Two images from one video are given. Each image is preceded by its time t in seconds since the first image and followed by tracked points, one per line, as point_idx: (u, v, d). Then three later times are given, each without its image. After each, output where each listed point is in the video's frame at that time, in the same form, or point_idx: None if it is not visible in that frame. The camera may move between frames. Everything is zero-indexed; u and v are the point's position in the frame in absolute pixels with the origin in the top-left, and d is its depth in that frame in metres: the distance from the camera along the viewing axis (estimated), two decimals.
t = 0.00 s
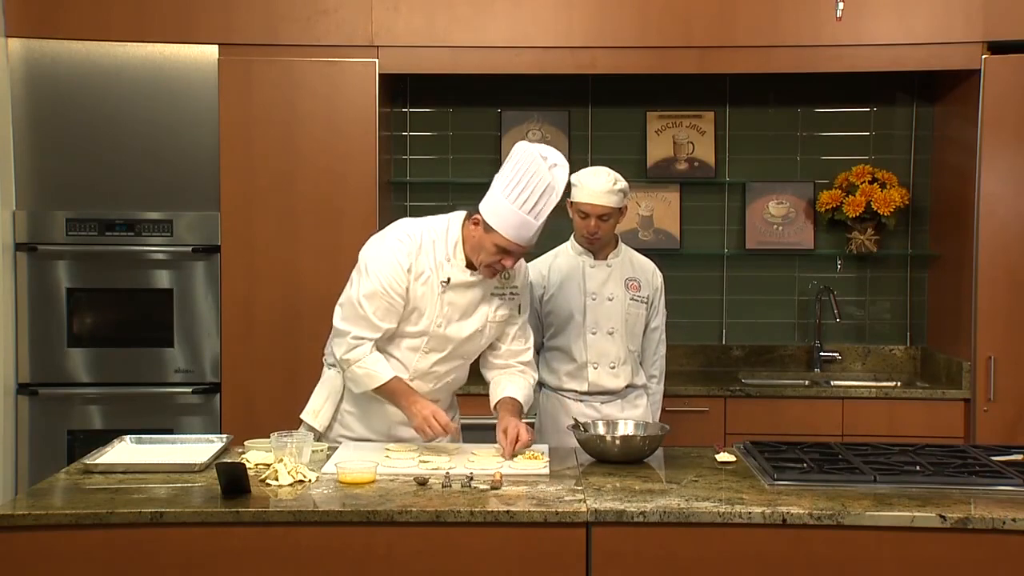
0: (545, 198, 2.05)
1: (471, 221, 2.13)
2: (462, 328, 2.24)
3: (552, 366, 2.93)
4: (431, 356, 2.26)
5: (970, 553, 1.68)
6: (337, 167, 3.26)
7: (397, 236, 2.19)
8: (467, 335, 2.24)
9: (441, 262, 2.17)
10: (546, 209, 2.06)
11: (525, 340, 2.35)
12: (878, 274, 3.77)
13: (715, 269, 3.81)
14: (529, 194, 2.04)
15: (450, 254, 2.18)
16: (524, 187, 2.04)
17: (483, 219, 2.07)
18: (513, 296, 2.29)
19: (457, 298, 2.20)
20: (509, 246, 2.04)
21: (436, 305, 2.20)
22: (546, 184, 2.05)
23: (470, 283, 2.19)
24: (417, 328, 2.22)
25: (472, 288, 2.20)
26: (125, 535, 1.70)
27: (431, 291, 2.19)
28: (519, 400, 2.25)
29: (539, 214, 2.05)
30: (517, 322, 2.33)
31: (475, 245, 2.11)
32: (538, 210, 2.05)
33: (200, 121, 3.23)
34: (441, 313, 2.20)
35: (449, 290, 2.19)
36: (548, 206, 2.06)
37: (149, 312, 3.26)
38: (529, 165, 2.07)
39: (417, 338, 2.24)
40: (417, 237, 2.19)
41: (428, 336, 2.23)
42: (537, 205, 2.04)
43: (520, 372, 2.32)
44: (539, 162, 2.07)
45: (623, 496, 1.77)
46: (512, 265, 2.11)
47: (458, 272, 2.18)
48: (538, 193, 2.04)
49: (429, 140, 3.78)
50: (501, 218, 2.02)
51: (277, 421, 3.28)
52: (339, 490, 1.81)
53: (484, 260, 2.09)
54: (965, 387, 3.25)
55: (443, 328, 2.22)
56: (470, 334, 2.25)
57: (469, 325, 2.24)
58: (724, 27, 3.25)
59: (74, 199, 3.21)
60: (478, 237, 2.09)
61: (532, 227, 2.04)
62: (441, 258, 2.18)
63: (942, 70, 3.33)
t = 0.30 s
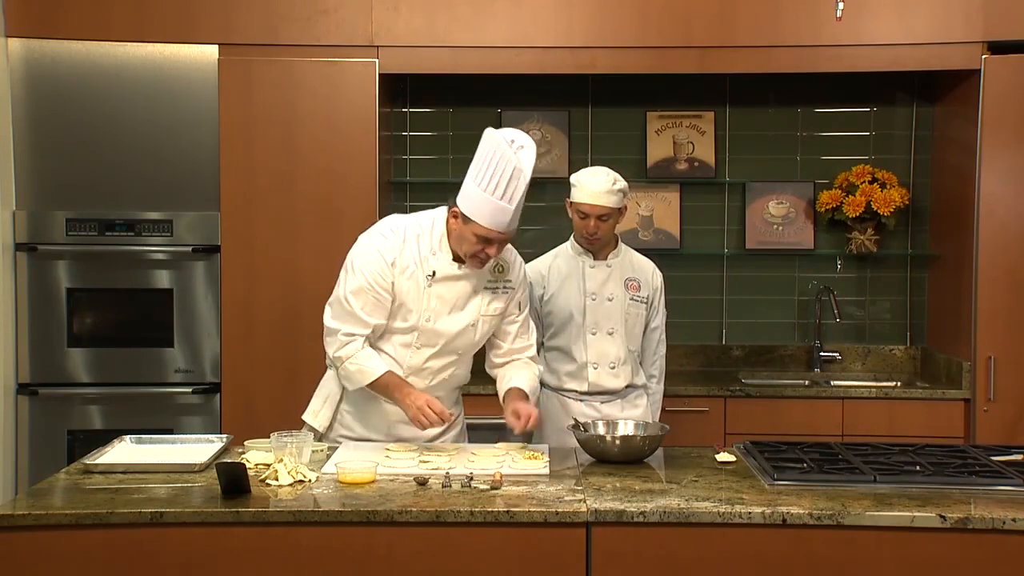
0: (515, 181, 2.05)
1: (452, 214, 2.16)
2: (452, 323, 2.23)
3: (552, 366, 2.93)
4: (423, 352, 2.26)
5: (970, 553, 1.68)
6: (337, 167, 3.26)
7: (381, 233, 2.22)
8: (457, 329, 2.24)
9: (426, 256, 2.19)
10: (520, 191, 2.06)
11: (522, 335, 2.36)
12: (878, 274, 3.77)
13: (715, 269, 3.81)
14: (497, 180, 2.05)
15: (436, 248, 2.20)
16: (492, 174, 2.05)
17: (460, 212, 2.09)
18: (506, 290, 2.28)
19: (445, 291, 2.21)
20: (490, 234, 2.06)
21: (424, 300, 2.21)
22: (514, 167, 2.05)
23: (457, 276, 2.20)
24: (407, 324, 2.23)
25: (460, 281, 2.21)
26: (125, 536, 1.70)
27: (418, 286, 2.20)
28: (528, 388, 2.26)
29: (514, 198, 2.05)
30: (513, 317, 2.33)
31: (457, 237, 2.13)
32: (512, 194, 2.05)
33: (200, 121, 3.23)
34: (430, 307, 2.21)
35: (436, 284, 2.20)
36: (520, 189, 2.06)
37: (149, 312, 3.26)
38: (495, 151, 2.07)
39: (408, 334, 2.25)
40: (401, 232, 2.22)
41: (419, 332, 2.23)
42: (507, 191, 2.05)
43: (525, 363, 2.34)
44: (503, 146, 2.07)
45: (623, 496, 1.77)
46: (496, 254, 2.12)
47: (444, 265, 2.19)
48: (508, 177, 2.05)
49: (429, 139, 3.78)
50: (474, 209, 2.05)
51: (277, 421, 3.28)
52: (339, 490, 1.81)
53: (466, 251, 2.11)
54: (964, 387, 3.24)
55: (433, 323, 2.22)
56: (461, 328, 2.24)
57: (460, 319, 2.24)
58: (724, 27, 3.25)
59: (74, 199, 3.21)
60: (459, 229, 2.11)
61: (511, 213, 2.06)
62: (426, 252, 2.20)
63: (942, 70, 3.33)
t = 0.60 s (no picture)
0: (486, 160, 2.09)
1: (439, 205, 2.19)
2: (449, 316, 2.23)
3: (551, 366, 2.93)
4: (422, 346, 2.25)
5: (970, 553, 1.68)
6: (337, 167, 3.26)
7: (375, 230, 2.25)
8: (454, 321, 2.24)
9: (419, 250, 2.21)
10: (489, 168, 2.07)
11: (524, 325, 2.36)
12: (878, 274, 3.77)
13: (714, 269, 3.81)
14: (471, 161, 2.10)
15: (429, 242, 2.21)
16: (469, 159, 2.11)
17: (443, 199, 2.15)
18: (504, 283, 2.28)
19: (440, 285, 2.22)
20: (462, 216, 2.08)
21: (419, 294, 2.21)
22: (487, 148, 2.10)
23: (451, 269, 2.21)
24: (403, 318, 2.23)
25: (454, 274, 2.23)
26: (125, 536, 1.70)
27: (412, 280, 2.21)
28: (549, 371, 2.28)
29: (482, 174, 2.07)
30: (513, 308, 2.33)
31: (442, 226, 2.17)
32: (481, 172, 2.08)
33: (200, 121, 3.23)
34: (425, 300, 2.22)
35: (430, 277, 2.21)
36: (491, 169, 2.08)
37: (149, 312, 3.26)
38: (476, 139, 2.15)
39: (405, 329, 2.25)
40: (394, 228, 2.24)
41: (415, 327, 2.24)
42: (477, 168, 2.08)
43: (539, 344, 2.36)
44: (483, 134, 2.14)
45: (623, 496, 1.77)
46: (471, 237, 2.11)
47: (437, 258, 2.21)
48: (481, 157, 2.09)
49: (429, 139, 3.78)
50: (449, 191, 2.10)
51: (276, 420, 3.28)
52: (339, 490, 1.81)
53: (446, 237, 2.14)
54: (964, 387, 3.25)
55: (429, 317, 2.23)
56: (458, 321, 2.24)
57: (456, 312, 2.24)
58: (724, 27, 3.25)
59: (74, 199, 3.21)
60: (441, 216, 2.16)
61: (478, 189, 2.06)
62: (419, 246, 2.22)
63: (942, 70, 3.33)
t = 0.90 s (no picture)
0: (461, 153, 2.09)
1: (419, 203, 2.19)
2: (441, 314, 2.24)
3: (549, 365, 2.94)
4: (415, 346, 2.25)
5: (970, 553, 1.69)
6: (337, 166, 3.26)
7: (360, 233, 2.24)
8: (446, 319, 2.24)
9: (406, 251, 2.21)
10: (466, 161, 2.08)
11: (509, 320, 2.41)
12: (878, 274, 3.77)
13: (714, 269, 3.81)
14: (448, 157, 2.10)
15: (415, 242, 2.22)
16: (446, 153, 2.11)
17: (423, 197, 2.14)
18: (493, 278, 2.30)
19: (430, 284, 2.23)
20: (444, 212, 2.08)
21: (409, 294, 2.21)
22: (462, 141, 2.11)
23: (438, 268, 2.22)
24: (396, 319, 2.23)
25: (443, 273, 2.23)
26: (125, 536, 1.70)
27: (401, 280, 2.21)
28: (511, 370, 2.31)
29: (459, 168, 2.07)
30: (500, 304, 2.36)
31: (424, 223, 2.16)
32: (460, 165, 2.07)
33: (200, 121, 3.23)
34: (416, 300, 2.22)
35: (419, 277, 2.21)
36: (468, 161, 2.08)
37: (149, 312, 3.26)
38: (450, 133, 2.15)
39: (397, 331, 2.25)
40: (380, 231, 2.23)
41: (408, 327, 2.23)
42: (455, 162, 2.08)
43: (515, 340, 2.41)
44: (457, 127, 2.14)
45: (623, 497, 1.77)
46: (455, 232, 2.11)
47: (425, 258, 2.21)
48: (456, 152, 2.09)
49: (429, 139, 3.78)
50: (430, 187, 2.09)
51: (276, 420, 3.28)
52: (339, 490, 1.81)
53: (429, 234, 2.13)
54: (965, 387, 3.25)
55: (421, 316, 2.23)
56: (450, 318, 2.25)
57: (447, 310, 2.25)
58: (724, 27, 3.25)
59: (74, 199, 3.21)
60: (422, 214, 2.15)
61: (458, 182, 2.06)
62: (406, 247, 2.22)
63: (942, 70, 3.33)
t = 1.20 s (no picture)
0: (435, 156, 2.09)
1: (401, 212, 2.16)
2: (440, 318, 2.24)
3: (548, 364, 2.94)
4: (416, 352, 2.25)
5: (970, 554, 1.68)
6: (337, 166, 3.26)
7: (360, 243, 2.15)
8: (445, 322, 2.25)
9: (403, 259, 2.17)
10: (440, 163, 2.08)
11: (490, 315, 2.41)
12: (878, 274, 3.77)
13: (714, 269, 3.81)
14: (423, 161, 2.10)
15: (409, 249, 2.19)
16: (422, 160, 2.10)
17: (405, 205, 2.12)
18: (481, 274, 2.32)
19: (428, 290, 2.21)
20: (429, 218, 2.06)
21: (411, 302, 2.19)
22: (434, 144, 2.11)
23: (432, 275, 2.21)
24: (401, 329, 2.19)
25: (437, 277, 2.23)
26: (125, 535, 1.70)
27: (404, 289, 2.17)
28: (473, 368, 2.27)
29: (435, 170, 2.07)
30: (486, 299, 2.37)
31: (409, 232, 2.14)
32: (435, 168, 2.08)
33: (200, 121, 3.23)
34: (417, 309, 2.20)
35: (418, 286, 2.19)
36: (447, 164, 2.08)
37: (149, 312, 3.26)
38: (420, 138, 2.16)
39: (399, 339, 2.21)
40: (379, 240, 2.16)
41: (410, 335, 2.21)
42: (431, 166, 2.08)
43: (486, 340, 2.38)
44: (428, 131, 2.14)
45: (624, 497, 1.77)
46: (445, 237, 2.08)
47: (420, 266, 2.19)
48: (430, 155, 2.10)
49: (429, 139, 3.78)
50: (411, 196, 2.09)
51: (276, 420, 3.28)
52: (339, 490, 1.81)
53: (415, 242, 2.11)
54: (964, 387, 3.25)
55: (422, 323, 2.22)
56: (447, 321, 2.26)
57: (444, 312, 2.25)
58: (724, 27, 3.25)
59: (74, 199, 3.21)
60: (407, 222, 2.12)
61: (435, 185, 2.06)
62: (402, 254, 2.18)
63: (942, 70, 3.33)
